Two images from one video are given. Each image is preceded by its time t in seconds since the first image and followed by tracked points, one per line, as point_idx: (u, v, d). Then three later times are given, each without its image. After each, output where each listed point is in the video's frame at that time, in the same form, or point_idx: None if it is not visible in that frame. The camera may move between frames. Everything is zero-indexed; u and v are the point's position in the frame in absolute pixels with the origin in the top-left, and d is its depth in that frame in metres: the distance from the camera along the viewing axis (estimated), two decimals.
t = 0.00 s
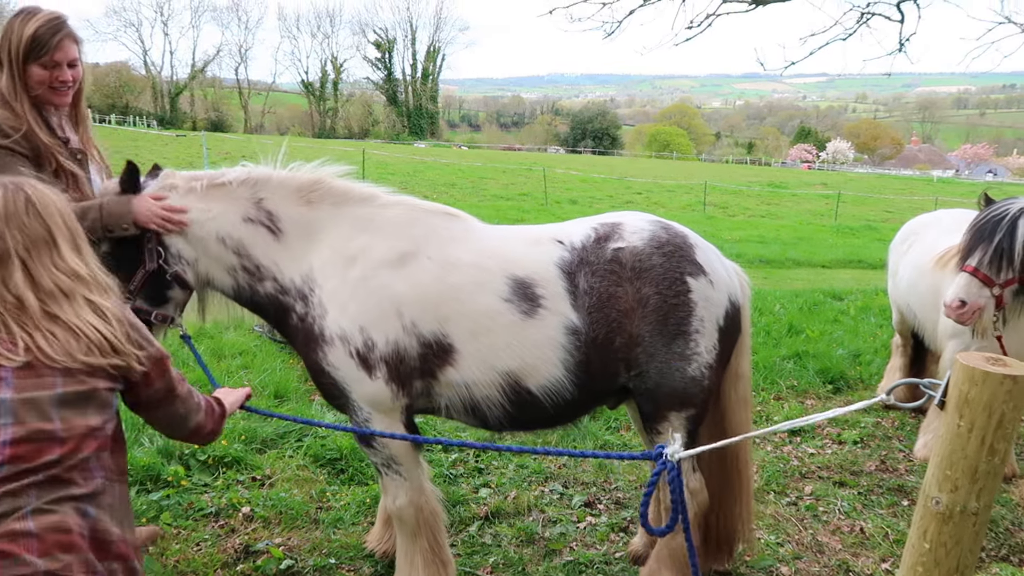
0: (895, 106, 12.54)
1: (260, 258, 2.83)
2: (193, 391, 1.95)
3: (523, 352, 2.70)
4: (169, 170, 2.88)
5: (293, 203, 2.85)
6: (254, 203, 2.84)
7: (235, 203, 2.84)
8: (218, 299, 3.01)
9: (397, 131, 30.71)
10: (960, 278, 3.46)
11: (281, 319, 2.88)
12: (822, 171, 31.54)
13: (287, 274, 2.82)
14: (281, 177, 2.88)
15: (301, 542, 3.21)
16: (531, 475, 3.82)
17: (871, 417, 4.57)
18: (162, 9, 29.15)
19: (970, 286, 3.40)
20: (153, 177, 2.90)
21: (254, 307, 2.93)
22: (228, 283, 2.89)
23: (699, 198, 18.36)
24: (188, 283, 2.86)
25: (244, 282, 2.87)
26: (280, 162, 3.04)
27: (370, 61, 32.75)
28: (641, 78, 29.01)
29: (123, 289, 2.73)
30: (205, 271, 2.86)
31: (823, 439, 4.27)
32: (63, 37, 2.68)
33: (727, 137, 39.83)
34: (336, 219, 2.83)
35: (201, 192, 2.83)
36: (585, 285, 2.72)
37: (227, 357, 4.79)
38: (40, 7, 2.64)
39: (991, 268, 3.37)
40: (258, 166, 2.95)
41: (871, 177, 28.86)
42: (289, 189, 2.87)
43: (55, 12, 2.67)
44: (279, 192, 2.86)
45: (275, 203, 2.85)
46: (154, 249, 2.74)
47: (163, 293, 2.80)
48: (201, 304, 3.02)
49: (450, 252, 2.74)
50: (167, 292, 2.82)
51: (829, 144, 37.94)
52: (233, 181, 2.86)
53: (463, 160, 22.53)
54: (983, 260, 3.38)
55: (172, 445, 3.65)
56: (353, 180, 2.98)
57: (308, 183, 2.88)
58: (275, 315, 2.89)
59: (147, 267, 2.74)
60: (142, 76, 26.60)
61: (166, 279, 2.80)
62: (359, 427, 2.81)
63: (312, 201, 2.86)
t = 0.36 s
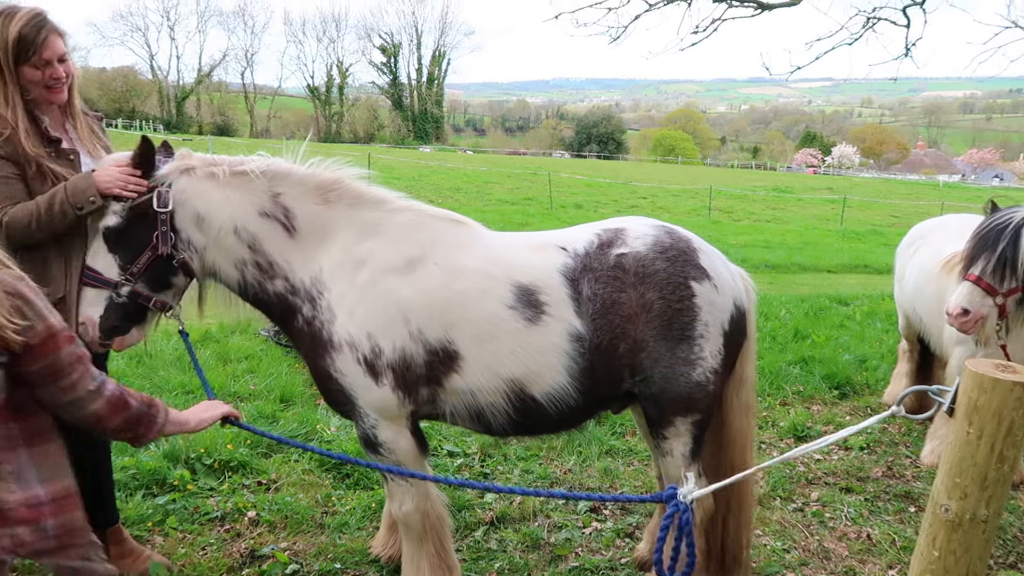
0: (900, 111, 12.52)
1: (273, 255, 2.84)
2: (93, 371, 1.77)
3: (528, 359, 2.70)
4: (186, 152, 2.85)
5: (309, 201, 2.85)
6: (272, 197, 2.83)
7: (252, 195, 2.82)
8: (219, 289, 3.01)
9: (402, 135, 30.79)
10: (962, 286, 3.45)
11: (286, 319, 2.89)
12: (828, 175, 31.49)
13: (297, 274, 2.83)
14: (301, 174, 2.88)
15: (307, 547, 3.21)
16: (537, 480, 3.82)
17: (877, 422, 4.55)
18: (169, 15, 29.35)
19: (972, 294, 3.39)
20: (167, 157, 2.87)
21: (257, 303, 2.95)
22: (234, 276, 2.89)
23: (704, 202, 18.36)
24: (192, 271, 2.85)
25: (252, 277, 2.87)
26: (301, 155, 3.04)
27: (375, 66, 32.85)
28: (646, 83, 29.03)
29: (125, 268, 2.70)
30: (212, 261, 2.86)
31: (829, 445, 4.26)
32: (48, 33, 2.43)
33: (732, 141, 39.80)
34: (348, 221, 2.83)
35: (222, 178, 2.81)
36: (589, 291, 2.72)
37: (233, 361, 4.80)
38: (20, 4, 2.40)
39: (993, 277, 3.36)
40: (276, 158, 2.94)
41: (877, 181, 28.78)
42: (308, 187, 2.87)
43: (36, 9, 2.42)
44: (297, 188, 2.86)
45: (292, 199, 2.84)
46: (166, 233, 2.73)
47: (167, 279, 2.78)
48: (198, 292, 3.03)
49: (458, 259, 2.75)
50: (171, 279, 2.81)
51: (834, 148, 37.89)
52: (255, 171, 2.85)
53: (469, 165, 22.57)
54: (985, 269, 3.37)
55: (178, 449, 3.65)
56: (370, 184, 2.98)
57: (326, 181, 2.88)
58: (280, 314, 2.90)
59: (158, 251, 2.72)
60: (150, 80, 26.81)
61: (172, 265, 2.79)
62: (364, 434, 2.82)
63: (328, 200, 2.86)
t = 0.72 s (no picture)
0: (909, 118, 12.48)
1: (284, 259, 2.85)
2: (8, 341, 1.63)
3: (537, 367, 2.69)
4: (201, 152, 2.86)
5: (321, 205, 2.86)
6: (284, 200, 2.84)
7: (264, 198, 2.83)
8: (229, 292, 3.01)
9: (410, 142, 30.97)
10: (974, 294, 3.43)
11: (295, 324, 2.90)
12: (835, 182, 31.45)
13: (307, 280, 2.84)
14: (314, 178, 2.89)
15: (315, 554, 3.20)
16: (545, 488, 3.80)
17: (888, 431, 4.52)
18: (179, 23, 29.62)
19: (985, 302, 3.36)
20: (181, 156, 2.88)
21: (266, 308, 2.95)
22: (244, 278, 2.88)
23: (712, 209, 18.34)
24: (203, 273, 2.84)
25: (263, 280, 2.88)
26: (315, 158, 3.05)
27: (384, 73, 33.03)
28: (653, 90, 29.06)
29: (136, 270, 2.70)
30: (222, 262, 2.85)
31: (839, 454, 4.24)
32: (41, 40, 2.45)
33: (740, 148, 39.81)
34: (359, 227, 2.84)
35: (235, 180, 2.82)
36: (597, 299, 2.72)
37: (241, 368, 4.81)
38: (16, 13, 2.44)
39: (1005, 286, 3.34)
40: (289, 162, 2.94)
41: (886, 189, 28.69)
42: (320, 191, 2.88)
43: (32, 17, 2.46)
44: (309, 193, 2.87)
45: (304, 203, 2.85)
46: (177, 233, 2.72)
47: (178, 280, 2.77)
48: (212, 298, 3.01)
49: (468, 266, 2.75)
50: (182, 281, 2.79)
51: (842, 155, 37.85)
52: (269, 173, 2.87)
53: (476, 172, 22.66)
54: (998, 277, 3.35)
55: (187, 455, 3.66)
56: (382, 191, 2.99)
57: (338, 187, 2.89)
58: (289, 319, 2.91)
59: (169, 252, 2.73)
60: (160, 88, 27.07)
61: (183, 267, 2.78)
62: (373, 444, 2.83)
63: (340, 206, 2.87)
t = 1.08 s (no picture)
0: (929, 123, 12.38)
1: (302, 257, 2.87)
2: None
3: (553, 374, 2.69)
4: (229, 146, 2.90)
5: (342, 206, 2.88)
6: (306, 199, 2.86)
7: (287, 194, 2.85)
8: (241, 284, 2.98)
9: (426, 147, 31.15)
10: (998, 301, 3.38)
11: (310, 324, 2.92)
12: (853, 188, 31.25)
13: (325, 280, 2.86)
14: (337, 178, 2.91)
15: (332, 558, 3.21)
16: (562, 494, 3.79)
17: (908, 439, 4.47)
18: (199, 30, 30.06)
19: (1010, 309, 3.32)
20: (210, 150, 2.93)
21: (284, 307, 2.97)
22: (262, 273, 2.90)
23: (728, 215, 18.29)
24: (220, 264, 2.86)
25: (280, 277, 2.89)
26: (338, 160, 3.07)
27: (401, 79, 33.26)
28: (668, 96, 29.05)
29: (156, 254, 2.73)
30: (241, 255, 2.86)
31: (859, 462, 4.19)
32: (59, 64, 2.46)
33: (756, 153, 39.66)
34: (379, 229, 2.85)
35: (258, 176, 2.84)
36: (615, 304, 2.71)
37: (259, 371, 4.84)
38: (38, 35, 2.45)
39: None
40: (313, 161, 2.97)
41: (904, 195, 28.47)
42: (342, 191, 2.90)
43: (53, 39, 2.47)
44: (331, 192, 2.89)
45: (325, 203, 2.87)
46: (196, 223, 2.75)
47: (194, 268, 2.79)
48: (228, 289, 3.00)
49: (486, 271, 2.75)
50: (198, 269, 2.81)
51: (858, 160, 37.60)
52: (292, 172, 2.88)
53: (493, 177, 22.77)
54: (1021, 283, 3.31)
55: (205, 458, 3.68)
56: (405, 195, 3.00)
57: (360, 189, 2.90)
58: (306, 318, 2.93)
59: (187, 239, 2.75)
60: (180, 94, 27.55)
61: (201, 255, 2.80)
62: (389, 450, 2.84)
63: (360, 208, 2.88)
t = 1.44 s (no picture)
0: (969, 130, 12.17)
1: (339, 261, 2.90)
2: None
3: (587, 382, 2.68)
4: (272, 152, 2.95)
5: (379, 211, 2.91)
6: (344, 204, 2.89)
7: (325, 199, 2.88)
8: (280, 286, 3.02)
9: (456, 153, 31.38)
10: None
11: (346, 326, 2.95)
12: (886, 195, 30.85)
13: (360, 283, 2.89)
14: (375, 184, 2.94)
15: (366, 561, 3.22)
16: (595, 502, 3.78)
17: (947, 452, 4.39)
18: (234, 37, 30.67)
19: None
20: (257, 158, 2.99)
21: (321, 309, 3.00)
22: (300, 276, 2.93)
23: (760, 221, 18.17)
24: (258, 266, 2.91)
25: (317, 280, 2.92)
26: (377, 166, 3.10)
27: (432, 85, 33.58)
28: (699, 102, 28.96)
29: (199, 255, 2.83)
30: (280, 258, 2.90)
31: (897, 473, 4.13)
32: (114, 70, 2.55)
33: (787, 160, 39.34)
34: (415, 234, 2.87)
35: (299, 180, 2.88)
36: (651, 312, 2.69)
37: (294, 374, 4.90)
38: (87, 42, 2.51)
39: None
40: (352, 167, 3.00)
41: (939, 202, 28.02)
42: (379, 197, 2.92)
43: (101, 46, 2.54)
44: (368, 198, 2.92)
45: (363, 208, 2.90)
46: (237, 228, 2.82)
47: (234, 270, 2.86)
48: (269, 288, 3.03)
49: (521, 277, 2.76)
50: (238, 270, 2.88)
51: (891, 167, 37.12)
52: (331, 176, 2.91)
53: (524, 183, 22.91)
54: None
55: (242, 460, 3.73)
56: (442, 201, 3.01)
57: (397, 195, 2.92)
58: (342, 321, 2.96)
59: (228, 243, 2.83)
60: (215, 100, 28.13)
61: (240, 258, 2.86)
62: (423, 453, 2.87)
63: (397, 213, 2.91)
